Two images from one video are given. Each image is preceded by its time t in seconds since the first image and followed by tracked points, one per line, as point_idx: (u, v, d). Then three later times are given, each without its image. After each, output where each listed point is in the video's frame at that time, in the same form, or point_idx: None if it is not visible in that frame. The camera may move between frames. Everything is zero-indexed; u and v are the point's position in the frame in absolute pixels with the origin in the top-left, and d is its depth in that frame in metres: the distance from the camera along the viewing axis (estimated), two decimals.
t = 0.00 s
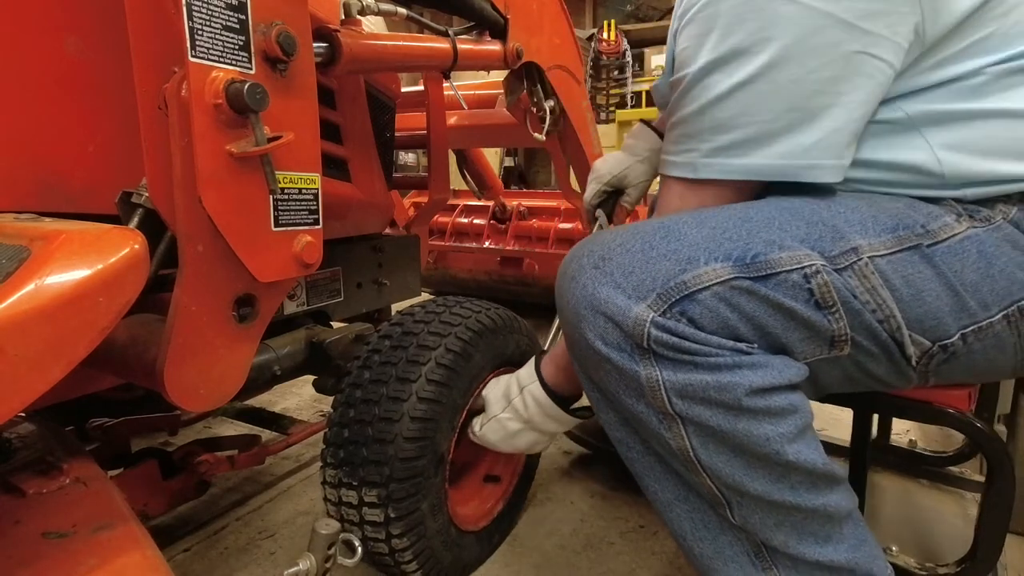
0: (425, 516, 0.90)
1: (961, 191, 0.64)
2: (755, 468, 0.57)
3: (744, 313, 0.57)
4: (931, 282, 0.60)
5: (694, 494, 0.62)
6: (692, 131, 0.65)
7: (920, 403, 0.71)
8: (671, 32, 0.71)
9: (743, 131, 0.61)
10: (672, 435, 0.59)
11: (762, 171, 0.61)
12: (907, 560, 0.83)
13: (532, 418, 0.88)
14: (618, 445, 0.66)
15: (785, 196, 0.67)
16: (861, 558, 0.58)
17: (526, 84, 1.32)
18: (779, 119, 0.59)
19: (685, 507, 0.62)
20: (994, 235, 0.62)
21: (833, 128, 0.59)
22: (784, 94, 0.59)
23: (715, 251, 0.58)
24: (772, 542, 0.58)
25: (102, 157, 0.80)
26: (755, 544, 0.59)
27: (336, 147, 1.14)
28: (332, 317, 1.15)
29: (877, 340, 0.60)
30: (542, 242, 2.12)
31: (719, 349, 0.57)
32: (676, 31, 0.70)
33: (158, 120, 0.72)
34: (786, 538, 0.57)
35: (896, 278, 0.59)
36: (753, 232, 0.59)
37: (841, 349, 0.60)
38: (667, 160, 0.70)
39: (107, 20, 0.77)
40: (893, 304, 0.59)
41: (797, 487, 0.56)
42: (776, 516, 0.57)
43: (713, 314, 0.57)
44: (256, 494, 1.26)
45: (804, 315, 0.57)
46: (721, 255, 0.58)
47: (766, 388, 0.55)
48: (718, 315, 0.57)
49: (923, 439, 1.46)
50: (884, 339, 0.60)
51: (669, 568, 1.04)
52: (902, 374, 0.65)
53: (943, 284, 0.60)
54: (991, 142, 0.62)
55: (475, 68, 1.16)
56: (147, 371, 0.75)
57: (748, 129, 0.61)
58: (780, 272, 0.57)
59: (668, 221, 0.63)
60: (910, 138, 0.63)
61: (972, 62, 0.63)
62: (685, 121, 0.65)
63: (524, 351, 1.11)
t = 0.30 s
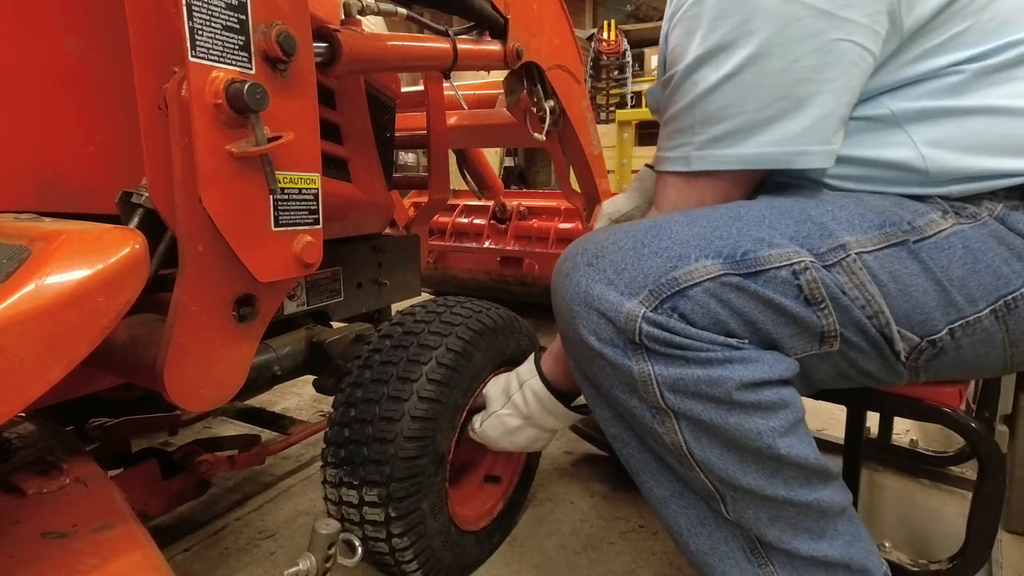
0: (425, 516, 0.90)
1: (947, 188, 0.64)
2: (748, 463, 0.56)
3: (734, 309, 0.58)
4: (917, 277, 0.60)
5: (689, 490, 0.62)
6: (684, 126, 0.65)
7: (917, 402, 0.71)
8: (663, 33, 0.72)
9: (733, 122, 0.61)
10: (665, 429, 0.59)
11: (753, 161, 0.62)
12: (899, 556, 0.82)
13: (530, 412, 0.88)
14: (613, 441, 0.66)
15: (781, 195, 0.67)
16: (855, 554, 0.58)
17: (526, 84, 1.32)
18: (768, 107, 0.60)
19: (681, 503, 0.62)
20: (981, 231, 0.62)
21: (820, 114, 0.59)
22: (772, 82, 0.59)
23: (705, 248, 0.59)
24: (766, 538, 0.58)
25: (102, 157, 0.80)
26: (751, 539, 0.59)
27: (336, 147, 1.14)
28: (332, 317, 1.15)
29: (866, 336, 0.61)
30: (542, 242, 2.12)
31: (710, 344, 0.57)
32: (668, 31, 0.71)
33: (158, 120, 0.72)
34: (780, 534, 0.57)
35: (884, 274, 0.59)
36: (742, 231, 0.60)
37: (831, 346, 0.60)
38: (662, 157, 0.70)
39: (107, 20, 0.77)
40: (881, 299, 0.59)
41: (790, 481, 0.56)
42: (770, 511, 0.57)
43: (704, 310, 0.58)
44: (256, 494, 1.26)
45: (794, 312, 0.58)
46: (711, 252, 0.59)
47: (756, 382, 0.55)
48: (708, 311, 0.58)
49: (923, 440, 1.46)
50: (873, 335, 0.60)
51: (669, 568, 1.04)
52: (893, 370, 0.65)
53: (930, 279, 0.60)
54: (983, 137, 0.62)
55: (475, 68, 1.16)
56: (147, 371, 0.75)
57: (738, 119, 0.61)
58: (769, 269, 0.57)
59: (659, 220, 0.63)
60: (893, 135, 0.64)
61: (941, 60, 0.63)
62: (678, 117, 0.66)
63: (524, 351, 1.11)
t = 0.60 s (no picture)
0: (425, 515, 0.90)
1: (938, 188, 0.64)
2: (742, 461, 0.57)
3: (725, 308, 0.58)
4: (908, 276, 0.60)
5: (685, 488, 0.62)
6: (679, 126, 0.65)
7: (914, 403, 0.71)
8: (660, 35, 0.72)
9: (728, 122, 0.61)
10: (658, 427, 0.59)
11: (747, 161, 0.62)
12: (897, 555, 0.82)
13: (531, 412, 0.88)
14: (609, 440, 0.66)
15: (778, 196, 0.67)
16: (852, 551, 0.58)
17: (526, 84, 1.32)
18: (762, 108, 0.60)
19: (676, 502, 0.62)
20: (972, 230, 0.62)
21: (812, 115, 0.59)
22: (765, 82, 0.59)
23: (695, 248, 0.59)
24: (762, 535, 0.58)
25: (102, 157, 0.80)
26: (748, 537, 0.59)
27: (336, 147, 1.14)
28: (332, 317, 1.15)
29: (858, 334, 0.61)
30: (542, 242, 2.12)
31: (701, 343, 0.57)
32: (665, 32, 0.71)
33: (158, 119, 0.72)
34: (775, 531, 0.57)
35: (874, 273, 0.59)
36: (732, 231, 0.60)
37: (823, 344, 0.60)
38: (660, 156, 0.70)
39: (107, 20, 0.77)
40: (871, 298, 0.59)
41: (783, 479, 0.56)
42: (765, 508, 0.57)
43: (694, 309, 0.58)
44: (256, 494, 1.26)
45: (784, 311, 0.58)
46: (701, 252, 0.59)
47: (747, 380, 0.55)
48: (699, 310, 0.58)
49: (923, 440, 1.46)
50: (864, 334, 0.60)
51: (669, 568, 1.04)
52: (886, 369, 0.65)
53: (921, 278, 0.60)
54: (978, 138, 0.62)
55: (475, 68, 1.16)
56: (147, 371, 0.75)
57: (733, 119, 0.61)
58: (758, 268, 0.57)
59: (651, 221, 0.63)
60: (885, 135, 0.64)
61: (932, 63, 0.63)
62: (674, 117, 0.66)
63: (525, 351, 1.11)
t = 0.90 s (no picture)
0: (424, 517, 0.90)
1: (954, 193, 0.64)
2: (741, 460, 0.57)
3: (724, 309, 0.58)
4: (910, 282, 0.60)
5: (684, 487, 0.62)
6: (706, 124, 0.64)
7: (913, 403, 0.71)
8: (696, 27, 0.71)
9: (762, 127, 0.61)
10: (657, 426, 0.59)
11: (777, 167, 0.63)
12: (897, 555, 0.82)
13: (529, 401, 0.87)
14: (609, 439, 0.66)
15: (780, 193, 0.67)
16: (852, 551, 0.58)
17: (526, 84, 1.32)
18: (796, 117, 0.61)
19: (676, 501, 0.62)
20: (981, 237, 0.62)
21: (847, 126, 0.61)
22: (803, 92, 0.59)
23: (695, 249, 0.59)
24: (761, 535, 0.58)
25: (102, 157, 0.80)
26: (748, 536, 0.59)
27: (336, 147, 1.14)
28: (332, 317, 1.15)
29: (856, 336, 0.61)
30: (542, 242, 2.12)
31: (700, 343, 0.57)
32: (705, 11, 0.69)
33: (158, 120, 0.72)
34: (774, 531, 0.57)
35: (875, 277, 0.59)
36: (732, 232, 0.60)
37: (822, 346, 0.60)
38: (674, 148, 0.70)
39: (107, 20, 0.77)
40: (871, 302, 0.59)
41: (782, 478, 0.56)
42: (764, 508, 0.57)
43: (694, 310, 0.58)
44: (256, 494, 1.26)
45: (783, 312, 0.58)
46: (701, 253, 0.59)
47: (746, 379, 0.56)
48: (698, 310, 0.58)
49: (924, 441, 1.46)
50: (863, 336, 0.60)
51: (669, 568, 1.04)
52: (885, 371, 0.65)
53: (924, 285, 0.60)
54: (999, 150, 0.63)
55: (475, 68, 1.16)
56: (147, 371, 0.75)
57: (769, 124, 0.61)
58: (758, 270, 0.57)
59: (652, 222, 0.63)
60: (917, 131, 0.63)
61: (992, 62, 0.63)
62: (698, 117, 0.65)
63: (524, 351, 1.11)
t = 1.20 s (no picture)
0: (424, 517, 0.90)
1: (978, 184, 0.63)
2: (741, 456, 0.57)
3: (724, 307, 0.58)
4: (910, 283, 0.60)
5: (685, 484, 0.62)
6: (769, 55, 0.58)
7: (912, 402, 0.71)
8: None
9: (831, 62, 0.56)
10: (658, 422, 0.59)
11: (835, 112, 0.57)
12: (897, 555, 0.82)
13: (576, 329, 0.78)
14: (610, 436, 0.66)
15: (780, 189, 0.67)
16: (853, 550, 0.58)
17: (526, 84, 1.32)
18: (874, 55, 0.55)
19: (677, 498, 0.62)
20: (987, 239, 0.61)
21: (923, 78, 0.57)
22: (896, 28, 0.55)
23: (695, 247, 0.59)
24: (762, 533, 0.58)
25: (102, 157, 0.80)
26: (748, 533, 0.59)
27: (336, 147, 1.15)
28: (332, 317, 1.15)
29: (856, 336, 0.61)
30: (542, 242, 2.12)
31: (700, 339, 0.57)
32: None
33: (158, 120, 0.72)
34: (774, 529, 0.57)
35: (876, 278, 0.59)
36: (733, 230, 0.60)
37: (822, 343, 0.60)
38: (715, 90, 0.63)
39: (107, 20, 0.77)
40: (870, 302, 0.59)
41: (782, 474, 0.56)
42: (765, 506, 0.57)
43: (694, 308, 0.57)
44: (256, 494, 1.26)
45: (783, 310, 0.58)
46: (701, 252, 0.59)
47: (746, 375, 0.56)
48: (698, 308, 0.58)
49: (924, 441, 1.46)
50: (862, 336, 0.61)
51: (669, 568, 1.04)
52: (885, 371, 0.65)
53: (924, 287, 0.60)
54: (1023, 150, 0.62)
55: (475, 68, 1.16)
56: (147, 371, 0.75)
57: (840, 59, 0.56)
58: (758, 268, 0.58)
59: (652, 219, 0.63)
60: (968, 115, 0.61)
61: None
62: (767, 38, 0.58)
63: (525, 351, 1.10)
